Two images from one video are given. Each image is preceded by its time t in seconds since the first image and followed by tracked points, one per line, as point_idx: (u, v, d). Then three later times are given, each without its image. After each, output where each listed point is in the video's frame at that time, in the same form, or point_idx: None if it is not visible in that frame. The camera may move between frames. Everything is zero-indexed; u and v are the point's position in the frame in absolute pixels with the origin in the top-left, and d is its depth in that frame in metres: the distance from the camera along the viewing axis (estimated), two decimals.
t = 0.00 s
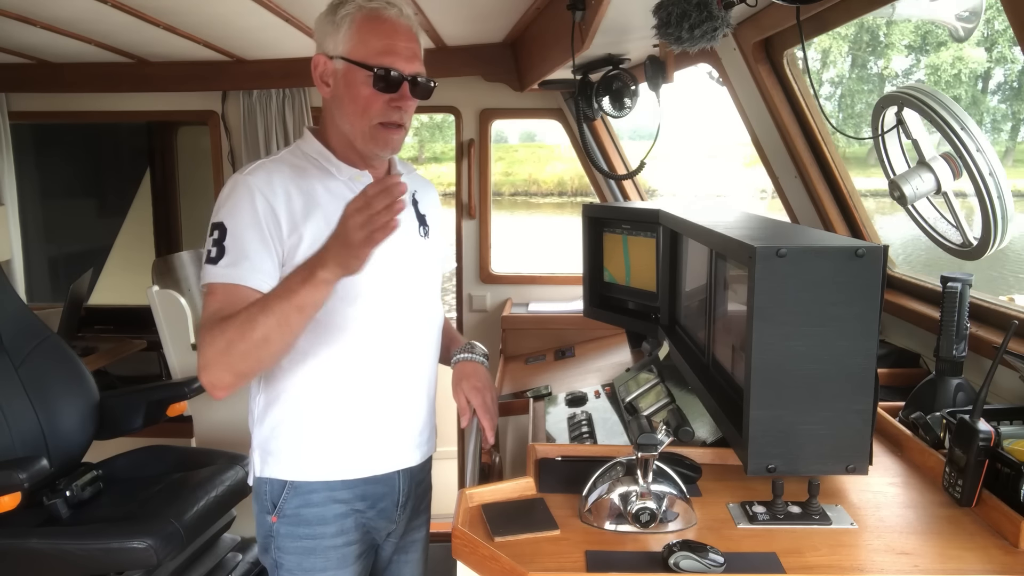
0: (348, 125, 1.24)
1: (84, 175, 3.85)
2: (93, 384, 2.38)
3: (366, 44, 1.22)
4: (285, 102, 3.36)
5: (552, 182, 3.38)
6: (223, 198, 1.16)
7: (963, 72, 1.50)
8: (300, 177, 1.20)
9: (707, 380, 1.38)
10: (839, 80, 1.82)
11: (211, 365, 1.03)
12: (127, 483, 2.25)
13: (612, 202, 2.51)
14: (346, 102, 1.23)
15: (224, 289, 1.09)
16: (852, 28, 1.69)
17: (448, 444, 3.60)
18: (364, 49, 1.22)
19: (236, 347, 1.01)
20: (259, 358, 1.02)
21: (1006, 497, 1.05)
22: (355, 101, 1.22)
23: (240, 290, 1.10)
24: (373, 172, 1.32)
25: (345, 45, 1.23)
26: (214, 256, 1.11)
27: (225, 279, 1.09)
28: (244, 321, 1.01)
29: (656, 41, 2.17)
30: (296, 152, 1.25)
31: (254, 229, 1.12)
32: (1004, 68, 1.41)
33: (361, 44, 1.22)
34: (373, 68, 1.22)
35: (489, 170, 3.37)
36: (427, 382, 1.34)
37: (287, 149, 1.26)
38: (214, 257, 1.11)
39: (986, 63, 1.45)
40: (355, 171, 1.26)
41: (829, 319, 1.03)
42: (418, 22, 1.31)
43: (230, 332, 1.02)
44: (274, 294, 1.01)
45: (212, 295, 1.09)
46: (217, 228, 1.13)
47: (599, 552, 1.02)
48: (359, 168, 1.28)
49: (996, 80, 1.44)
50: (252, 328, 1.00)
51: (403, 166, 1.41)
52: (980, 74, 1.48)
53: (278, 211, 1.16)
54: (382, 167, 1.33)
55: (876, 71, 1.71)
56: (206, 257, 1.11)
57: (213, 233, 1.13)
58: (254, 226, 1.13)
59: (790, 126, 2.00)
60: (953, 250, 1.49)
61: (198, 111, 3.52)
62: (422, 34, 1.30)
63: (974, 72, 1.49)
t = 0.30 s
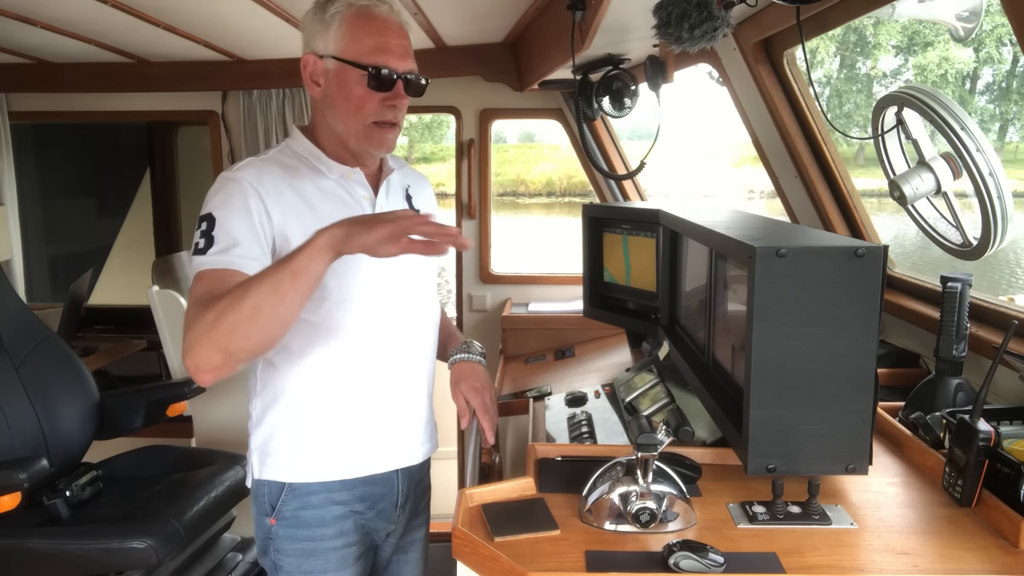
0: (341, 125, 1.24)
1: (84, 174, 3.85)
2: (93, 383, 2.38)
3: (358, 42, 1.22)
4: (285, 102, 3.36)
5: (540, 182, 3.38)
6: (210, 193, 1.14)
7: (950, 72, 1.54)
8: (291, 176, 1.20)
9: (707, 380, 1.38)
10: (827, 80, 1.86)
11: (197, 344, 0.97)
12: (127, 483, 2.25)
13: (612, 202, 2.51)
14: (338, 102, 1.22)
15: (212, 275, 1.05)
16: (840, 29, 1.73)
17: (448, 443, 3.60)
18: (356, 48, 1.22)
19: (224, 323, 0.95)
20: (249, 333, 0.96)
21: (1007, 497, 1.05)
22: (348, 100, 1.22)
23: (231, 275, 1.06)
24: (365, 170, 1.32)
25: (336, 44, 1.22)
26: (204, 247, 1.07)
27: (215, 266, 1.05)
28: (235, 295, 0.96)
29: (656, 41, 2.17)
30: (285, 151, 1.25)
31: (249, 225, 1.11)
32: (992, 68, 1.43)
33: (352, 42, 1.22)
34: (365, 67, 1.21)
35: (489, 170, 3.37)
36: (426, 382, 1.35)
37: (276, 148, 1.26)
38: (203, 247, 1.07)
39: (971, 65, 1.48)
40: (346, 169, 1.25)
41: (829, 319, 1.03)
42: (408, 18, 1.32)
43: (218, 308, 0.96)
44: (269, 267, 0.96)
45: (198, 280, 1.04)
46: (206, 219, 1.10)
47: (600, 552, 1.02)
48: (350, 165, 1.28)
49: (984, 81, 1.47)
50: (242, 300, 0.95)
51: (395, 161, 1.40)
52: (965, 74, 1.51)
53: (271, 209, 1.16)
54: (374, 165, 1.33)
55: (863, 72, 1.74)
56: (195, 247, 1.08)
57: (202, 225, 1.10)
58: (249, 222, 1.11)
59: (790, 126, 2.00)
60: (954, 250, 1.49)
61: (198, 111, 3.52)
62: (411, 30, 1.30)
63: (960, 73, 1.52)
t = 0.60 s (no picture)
0: (359, 121, 1.22)
1: (84, 175, 3.84)
2: (93, 384, 2.38)
3: (369, 36, 1.21)
4: (286, 102, 3.36)
5: (528, 182, 3.37)
6: (216, 199, 1.11)
7: (936, 73, 1.56)
8: (295, 176, 1.18)
9: (707, 380, 1.38)
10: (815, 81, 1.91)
11: (235, 369, 0.98)
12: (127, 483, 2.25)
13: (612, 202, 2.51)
14: (356, 97, 1.21)
15: (235, 293, 1.04)
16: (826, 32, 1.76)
17: (447, 443, 3.60)
18: (369, 42, 1.21)
19: (262, 350, 0.96)
20: (289, 360, 0.97)
21: (1007, 497, 1.05)
22: (366, 94, 1.21)
23: (253, 294, 1.04)
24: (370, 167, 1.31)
25: (345, 40, 1.21)
26: (217, 259, 1.05)
27: (233, 282, 1.03)
28: (273, 322, 0.96)
29: (656, 41, 2.17)
30: (286, 150, 1.23)
31: (260, 231, 1.08)
32: (979, 68, 1.47)
33: (363, 36, 1.21)
34: (381, 59, 1.21)
35: (489, 170, 3.37)
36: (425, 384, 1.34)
37: (276, 147, 1.24)
38: (216, 260, 1.05)
39: (958, 65, 1.51)
40: (351, 168, 1.23)
41: (828, 320, 1.03)
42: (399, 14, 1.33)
43: (255, 334, 0.97)
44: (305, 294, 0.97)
45: (222, 300, 1.04)
46: (216, 228, 1.08)
47: (600, 552, 1.02)
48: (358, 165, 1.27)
49: (973, 81, 1.49)
50: (281, 327, 0.96)
51: (393, 160, 1.39)
52: (952, 74, 1.53)
53: (277, 212, 1.13)
54: (376, 161, 1.33)
55: (852, 72, 1.77)
56: (207, 260, 1.05)
57: (212, 235, 1.07)
58: (259, 227, 1.09)
59: (790, 125, 2.00)
60: (953, 250, 1.49)
61: (198, 111, 3.52)
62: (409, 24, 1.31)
63: (947, 73, 1.54)
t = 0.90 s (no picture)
0: (367, 118, 1.23)
1: (84, 175, 3.84)
2: (93, 383, 2.38)
3: (374, 32, 1.21)
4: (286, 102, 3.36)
5: (516, 181, 3.38)
6: (223, 201, 1.08)
7: (922, 74, 1.60)
8: (303, 176, 1.17)
9: (707, 380, 1.38)
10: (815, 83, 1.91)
11: (246, 384, 0.97)
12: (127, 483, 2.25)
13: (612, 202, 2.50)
14: (364, 94, 1.21)
15: (241, 300, 1.01)
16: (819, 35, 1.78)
17: (448, 443, 3.60)
18: (374, 38, 1.21)
19: (279, 364, 0.95)
20: (307, 374, 0.96)
21: (1007, 497, 1.05)
22: (374, 91, 1.21)
23: (258, 301, 1.02)
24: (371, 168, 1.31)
25: (350, 38, 1.20)
26: (227, 265, 1.02)
27: (246, 289, 1.01)
28: (287, 336, 0.95)
29: (656, 42, 2.17)
30: (287, 150, 1.21)
31: (271, 235, 1.07)
32: (966, 68, 1.49)
33: (368, 32, 1.21)
34: (386, 55, 1.22)
35: (489, 170, 3.37)
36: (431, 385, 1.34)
37: (277, 147, 1.21)
38: (227, 265, 1.02)
39: (944, 65, 1.54)
40: (357, 169, 1.24)
41: (828, 320, 1.03)
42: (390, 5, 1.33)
43: (271, 349, 0.95)
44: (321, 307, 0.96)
45: (229, 309, 1.02)
46: (225, 232, 1.05)
47: (600, 552, 1.02)
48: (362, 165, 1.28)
49: (960, 82, 1.52)
50: (302, 338, 0.94)
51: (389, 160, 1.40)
52: (938, 74, 1.57)
53: (287, 214, 1.11)
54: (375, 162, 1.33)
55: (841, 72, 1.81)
56: (215, 265, 1.03)
57: (221, 239, 1.05)
58: (271, 231, 1.07)
59: (790, 126, 2.00)
60: (953, 250, 1.49)
61: (198, 111, 3.52)
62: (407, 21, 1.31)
63: (933, 73, 1.58)
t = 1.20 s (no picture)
0: (338, 107, 1.22)
1: (84, 175, 3.84)
2: (93, 383, 2.38)
3: (331, 19, 1.21)
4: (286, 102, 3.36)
5: (505, 181, 3.39)
6: (224, 213, 1.06)
7: (907, 73, 1.63)
8: (304, 179, 1.16)
9: (707, 379, 1.38)
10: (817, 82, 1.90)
11: (243, 407, 0.96)
12: (127, 483, 2.25)
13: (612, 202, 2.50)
14: (330, 85, 1.21)
15: (245, 314, 1.01)
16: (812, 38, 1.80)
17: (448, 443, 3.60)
18: (334, 25, 1.21)
19: (274, 393, 0.94)
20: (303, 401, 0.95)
21: (1007, 497, 1.05)
22: (340, 80, 1.21)
23: (260, 314, 1.02)
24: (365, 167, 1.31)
25: (310, 30, 1.21)
26: (233, 278, 1.01)
27: (252, 301, 1.01)
28: (281, 363, 0.93)
29: (656, 41, 2.17)
30: (282, 155, 1.20)
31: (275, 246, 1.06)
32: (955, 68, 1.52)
33: (326, 21, 1.21)
34: (348, 40, 1.21)
35: (489, 170, 3.37)
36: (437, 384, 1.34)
37: (274, 153, 1.20)
38: (233, 278, 1.01)
39: (929, 66, 1.57)
40: (355, 169, 1.24)
41: (829, 320, 1.03)
42: None
43: (266, 377, 0.94)
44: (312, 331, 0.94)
45: (228, 326, 1.01)
46: (228, 244, 1.04)
47: (599, 552, 1.02)
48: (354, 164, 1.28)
49: (949, 83, 1.54)
50: (297, 368, 0.93)
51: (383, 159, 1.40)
52: (925, 74, 1.59)
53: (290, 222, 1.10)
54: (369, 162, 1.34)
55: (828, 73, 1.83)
56: (220, 278, 1.01)
57: (224, 251, 1.03)
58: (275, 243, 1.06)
59: (790, 126, 2.00)
60: (954, 250, 1.49)
61: (197, 111, 3.53)
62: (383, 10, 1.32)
63: (919, 73, 1.60)
